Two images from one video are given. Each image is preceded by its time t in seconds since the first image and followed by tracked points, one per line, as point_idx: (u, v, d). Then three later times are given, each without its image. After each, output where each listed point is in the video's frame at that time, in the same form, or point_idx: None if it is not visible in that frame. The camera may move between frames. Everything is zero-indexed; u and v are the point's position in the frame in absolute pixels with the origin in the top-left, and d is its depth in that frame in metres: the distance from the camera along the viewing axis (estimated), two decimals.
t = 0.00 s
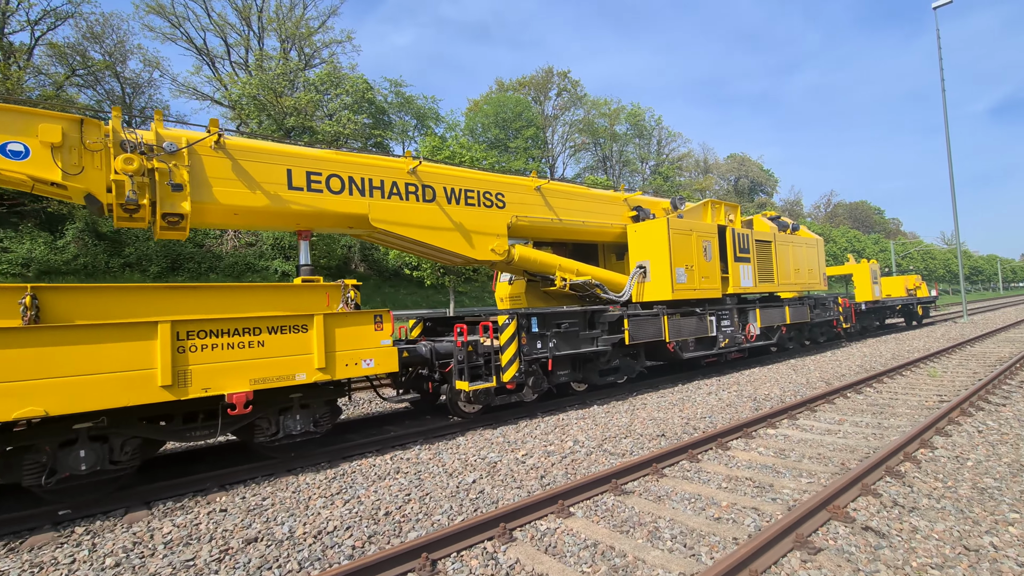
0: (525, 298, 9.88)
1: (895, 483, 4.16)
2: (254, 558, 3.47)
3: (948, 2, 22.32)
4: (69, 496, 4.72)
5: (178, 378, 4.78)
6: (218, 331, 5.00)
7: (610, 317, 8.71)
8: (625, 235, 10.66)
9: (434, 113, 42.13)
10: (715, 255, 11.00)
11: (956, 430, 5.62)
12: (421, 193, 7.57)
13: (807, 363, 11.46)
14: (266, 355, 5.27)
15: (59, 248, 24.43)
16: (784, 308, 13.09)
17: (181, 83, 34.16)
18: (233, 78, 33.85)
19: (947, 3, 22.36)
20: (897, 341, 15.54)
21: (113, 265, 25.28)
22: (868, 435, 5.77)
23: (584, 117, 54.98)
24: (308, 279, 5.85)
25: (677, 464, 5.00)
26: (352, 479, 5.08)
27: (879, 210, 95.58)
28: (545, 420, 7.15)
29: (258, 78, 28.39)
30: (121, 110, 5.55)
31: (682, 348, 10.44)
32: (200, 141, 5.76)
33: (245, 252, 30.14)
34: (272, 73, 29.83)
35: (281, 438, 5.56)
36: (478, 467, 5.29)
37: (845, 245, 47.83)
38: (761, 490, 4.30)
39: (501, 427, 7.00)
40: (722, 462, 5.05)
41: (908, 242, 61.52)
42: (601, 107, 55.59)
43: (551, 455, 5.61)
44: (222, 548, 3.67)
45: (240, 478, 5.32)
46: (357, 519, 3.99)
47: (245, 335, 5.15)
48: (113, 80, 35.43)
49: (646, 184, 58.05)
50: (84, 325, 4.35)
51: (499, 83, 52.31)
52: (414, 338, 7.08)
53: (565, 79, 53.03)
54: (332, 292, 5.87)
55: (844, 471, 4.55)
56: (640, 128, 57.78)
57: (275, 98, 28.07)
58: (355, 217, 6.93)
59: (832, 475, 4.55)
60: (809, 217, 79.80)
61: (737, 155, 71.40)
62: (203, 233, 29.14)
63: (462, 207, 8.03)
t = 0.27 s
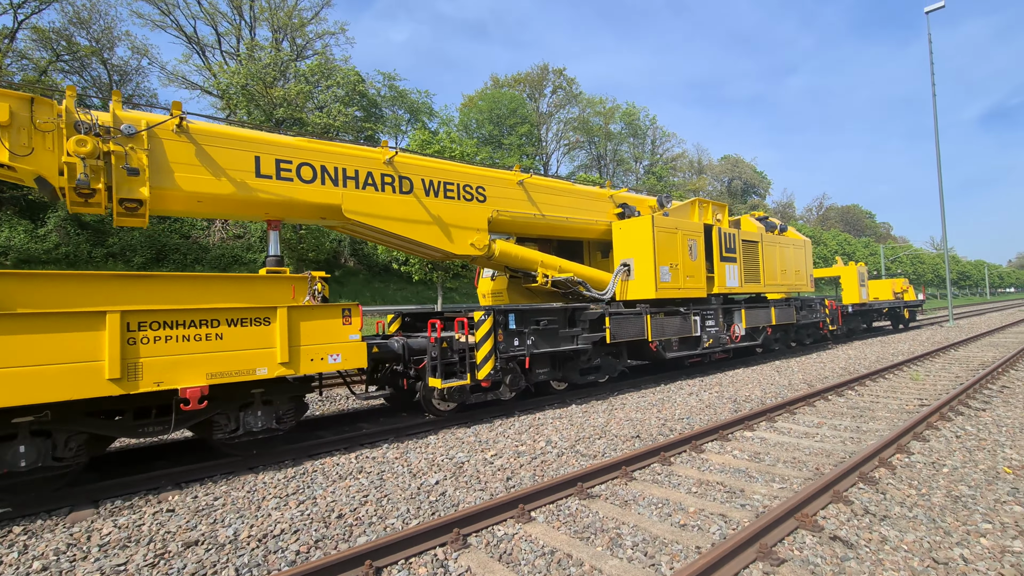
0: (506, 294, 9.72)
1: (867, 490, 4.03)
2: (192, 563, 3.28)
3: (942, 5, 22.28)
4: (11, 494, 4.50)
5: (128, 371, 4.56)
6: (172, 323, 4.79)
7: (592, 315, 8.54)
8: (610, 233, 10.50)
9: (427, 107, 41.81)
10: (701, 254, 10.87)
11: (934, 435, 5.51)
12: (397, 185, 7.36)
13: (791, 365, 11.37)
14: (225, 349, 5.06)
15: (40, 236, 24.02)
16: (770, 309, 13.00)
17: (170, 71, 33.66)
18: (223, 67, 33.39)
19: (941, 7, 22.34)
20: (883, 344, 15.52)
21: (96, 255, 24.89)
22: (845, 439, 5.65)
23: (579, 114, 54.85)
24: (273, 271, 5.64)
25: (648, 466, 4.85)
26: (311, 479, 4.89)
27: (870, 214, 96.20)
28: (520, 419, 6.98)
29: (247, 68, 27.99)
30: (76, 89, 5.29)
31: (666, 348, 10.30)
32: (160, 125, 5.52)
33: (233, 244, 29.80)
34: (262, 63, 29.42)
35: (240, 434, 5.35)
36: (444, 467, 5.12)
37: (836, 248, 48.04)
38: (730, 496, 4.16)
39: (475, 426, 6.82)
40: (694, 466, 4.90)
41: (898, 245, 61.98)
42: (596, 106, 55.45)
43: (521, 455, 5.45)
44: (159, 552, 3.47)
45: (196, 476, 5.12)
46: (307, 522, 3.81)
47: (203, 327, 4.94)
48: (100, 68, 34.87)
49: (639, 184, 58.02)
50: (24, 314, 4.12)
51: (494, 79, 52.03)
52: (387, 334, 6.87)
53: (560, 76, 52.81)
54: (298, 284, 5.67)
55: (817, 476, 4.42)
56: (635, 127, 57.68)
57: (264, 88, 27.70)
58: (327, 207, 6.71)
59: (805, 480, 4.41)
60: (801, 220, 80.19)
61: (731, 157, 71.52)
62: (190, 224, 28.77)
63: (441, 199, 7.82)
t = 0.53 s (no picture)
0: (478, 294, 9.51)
1: (830, 501, 3.91)
2: None
3: (918, 13, 22.61)
4: None
5: (54, 373, 4.25)
6: (106, 321, 4.47)
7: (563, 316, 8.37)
8: (585, 232, 10.35)
9: (409, 103, 41.33)
10: (676, 255, 10.79)
11: (900, 442, 5.46)
12: (362, 179, 7.09)
13: (764, 368, 11.36)
14: (166, 349, 4.75)
15: None
16: (745, 311, 12.99)
17: (142, 59, 32.64)
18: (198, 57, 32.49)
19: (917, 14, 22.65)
20: (855, 347, 15.68)
21: (60, 247, 24.03)
22: (811, 445, 5.56)
23: (563, 114, 54.83)
24: (222, 267, 5.33)
25: (611, 475, 4.68)
26: (256, 487, 4.62)
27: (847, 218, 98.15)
28: (485, 424, 6.77)
29: (222, 58, 27.26)
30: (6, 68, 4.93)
31: (639, 350, 10.19)
32: (101, 109, 5.19)
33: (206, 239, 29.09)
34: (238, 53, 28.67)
35: (183, 439, 5.07)
36: (399, 474, 4.89)
37: (813, 251, 48.82)
38: (691, 507, 4.00)
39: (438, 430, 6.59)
40: (657, 474, 4.75)
41: (872, 250, 63.32)
42: (580, 105, 55.47)
43: (481, 462, 5.24)
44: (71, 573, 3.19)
45: (134, 484, 4.82)
46: (240, 537, 3.56)
47: (141, 326, 4.63)
48: (69, 53, 33.68)
49: (622, 184, 58.25)
50: None
51: (478, 76, 51.68)
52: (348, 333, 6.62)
53: (544, 75, 52.67)
54: (250, 281, 5.37)
55: (781, 486, 4.29)
56: (618, 128, 57.86)
57: (240, 79, 27.01)
58: (286, 201, 6.42)
59: (768, 490, 4.28)
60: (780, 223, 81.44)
61: (713, 159, 72.23)
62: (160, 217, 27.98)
63: (408, 195, 7.57)
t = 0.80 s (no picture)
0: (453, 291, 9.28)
1: (801, 508, 3.76)
2: None
3: (898, 18, 22.86)
4: None
5: None
6: (38, 317, 4.15)
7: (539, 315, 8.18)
8: (564, 230, 10.17)
9: (394, 99, 40.87)
10: (656, 254, 10.66)
11: (874, 444, 5.35)
12: (328, 171, 6.82)
13: (744, 368, 11.30)
14: (107, 347, 4.45)
15: None
16: (725, 311, 12.93)
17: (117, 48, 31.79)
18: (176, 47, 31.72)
19: (898, 19, 22.83)
20: (834, 348, 15.74)
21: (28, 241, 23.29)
22: (786, 448, 5.44)
23: (549, 113, 54.76)
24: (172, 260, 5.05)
25: (578, 480, 4.49)
26: (202, 494, 4.34)
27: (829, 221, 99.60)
28: (454, 425, 6.55)
29: (200, 49, 26.61)
30: None
31: (618, 350, 10.04)
32: (40, 90, 4.86)
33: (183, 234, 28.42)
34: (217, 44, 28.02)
35: (127, 442, 4.77)
36: (357, 479, 4.65)
37: (795, 253, 49.37)
38: (658, 514, 3.83)
39: (405, 432, 6.36)
40: (627, 478, 4.57)
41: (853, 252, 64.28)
42: (567, 105, 55.41)
43: (445, 465, 5.02)
44: None
45: (73, 490, 4.51)
46: (173, 550, 3.30)
47: (78, 322, 4.32)
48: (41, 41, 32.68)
49: (608, 184, 58.35)
50: None
51: (464, 73, 51.34)
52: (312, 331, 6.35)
53: (531, 73, 52.50)
54: (202, 276, 5.12)
55: (752, 491, 4.14)
56: (605, 128, 57.93)
57: (218, 71, 26.39)
58: (246, 192, 6.14)
59: (739, 496, 4.13)
60: (764, 224, 82.36)
61: (699, 161, 72.72)
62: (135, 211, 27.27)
63: (378, 188, 7.32)
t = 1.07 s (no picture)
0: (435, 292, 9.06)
1: (783, 519, 3.60)
2: None
3: (887, 16, 22.90)
4: None
5: None
6: None
7: (521, 316, 7.99)
8: (549, 228, 9.98)
9: (384, 97, 40.53)
10: (643, 253, 10.50)
11: (861, 448, 5.20)
12: (301, 168, 6.59)
13: (732, 369, 11.16)
14: (55, 353, 4.20)
15: None
16: (714, 311, 12.80)
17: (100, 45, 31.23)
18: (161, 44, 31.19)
19: (887, 18, 22.80)
20: (823, 347, 15.67)
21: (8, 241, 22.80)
22: (770, 453, 5.27)
23: (541, 112, 54.62)
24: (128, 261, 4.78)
25: (553, 489, 4.30)
26: (155, 508, 4.11)
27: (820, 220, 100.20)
28: (432, 430, 6.34)
29: (184, 45, 26.16)
30: None
31: (604, 351, 9.87)
32: None
33: (168, 233, 27.99)
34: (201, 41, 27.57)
35: (79, 453, 4.54)
36: (322, 490, 4.42)
37: (786, 252, 49.51)
38: (634, 526, 3.64)
39: (380, 438, 6.14)
40: (604, 487, 4.38)
41: (843, 250, 64.64)
42: (559, 104, 55.25)
43: (416, 474, 4.81)
44: None
45: (21, 504, 4.26)
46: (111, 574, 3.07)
47: (23, 327, 4.07)
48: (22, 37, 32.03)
49: (600, 183, 58.27)
50: None
51: (455, 72, 51.04)
52: (283, 334, 6.12)
53: (523, 72, 52.28)
54: (160, 276, 4.83)
55: (733, 501, 3.97)
56: (597, 127, 57.82)
57: (203, 68, 25.96)
58: (212, 189, 5.90)
59: (719, 506, 3.95)
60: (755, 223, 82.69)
61: (691, 160, 72.80)
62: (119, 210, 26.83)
63: (354, 185, 7.09)
